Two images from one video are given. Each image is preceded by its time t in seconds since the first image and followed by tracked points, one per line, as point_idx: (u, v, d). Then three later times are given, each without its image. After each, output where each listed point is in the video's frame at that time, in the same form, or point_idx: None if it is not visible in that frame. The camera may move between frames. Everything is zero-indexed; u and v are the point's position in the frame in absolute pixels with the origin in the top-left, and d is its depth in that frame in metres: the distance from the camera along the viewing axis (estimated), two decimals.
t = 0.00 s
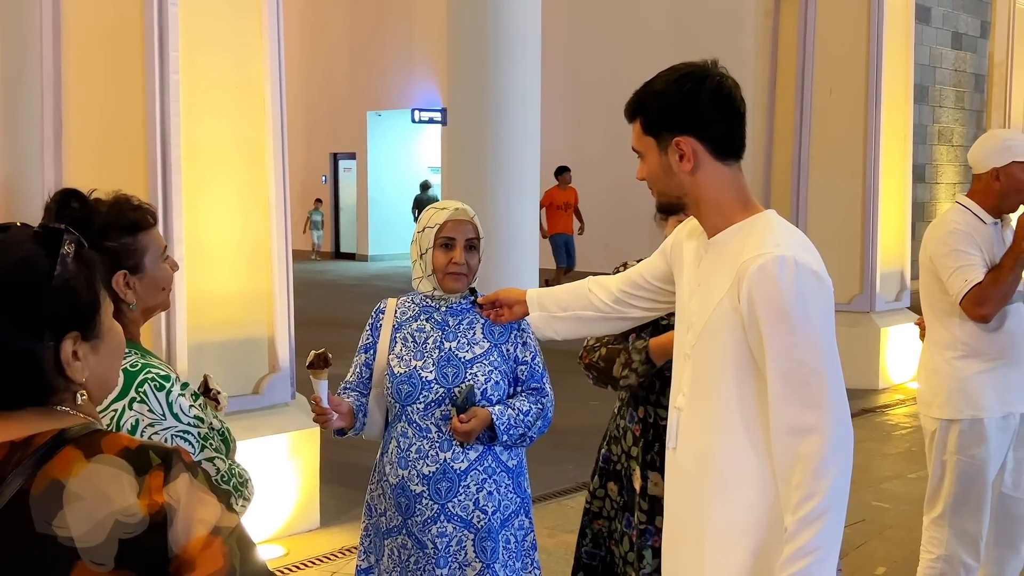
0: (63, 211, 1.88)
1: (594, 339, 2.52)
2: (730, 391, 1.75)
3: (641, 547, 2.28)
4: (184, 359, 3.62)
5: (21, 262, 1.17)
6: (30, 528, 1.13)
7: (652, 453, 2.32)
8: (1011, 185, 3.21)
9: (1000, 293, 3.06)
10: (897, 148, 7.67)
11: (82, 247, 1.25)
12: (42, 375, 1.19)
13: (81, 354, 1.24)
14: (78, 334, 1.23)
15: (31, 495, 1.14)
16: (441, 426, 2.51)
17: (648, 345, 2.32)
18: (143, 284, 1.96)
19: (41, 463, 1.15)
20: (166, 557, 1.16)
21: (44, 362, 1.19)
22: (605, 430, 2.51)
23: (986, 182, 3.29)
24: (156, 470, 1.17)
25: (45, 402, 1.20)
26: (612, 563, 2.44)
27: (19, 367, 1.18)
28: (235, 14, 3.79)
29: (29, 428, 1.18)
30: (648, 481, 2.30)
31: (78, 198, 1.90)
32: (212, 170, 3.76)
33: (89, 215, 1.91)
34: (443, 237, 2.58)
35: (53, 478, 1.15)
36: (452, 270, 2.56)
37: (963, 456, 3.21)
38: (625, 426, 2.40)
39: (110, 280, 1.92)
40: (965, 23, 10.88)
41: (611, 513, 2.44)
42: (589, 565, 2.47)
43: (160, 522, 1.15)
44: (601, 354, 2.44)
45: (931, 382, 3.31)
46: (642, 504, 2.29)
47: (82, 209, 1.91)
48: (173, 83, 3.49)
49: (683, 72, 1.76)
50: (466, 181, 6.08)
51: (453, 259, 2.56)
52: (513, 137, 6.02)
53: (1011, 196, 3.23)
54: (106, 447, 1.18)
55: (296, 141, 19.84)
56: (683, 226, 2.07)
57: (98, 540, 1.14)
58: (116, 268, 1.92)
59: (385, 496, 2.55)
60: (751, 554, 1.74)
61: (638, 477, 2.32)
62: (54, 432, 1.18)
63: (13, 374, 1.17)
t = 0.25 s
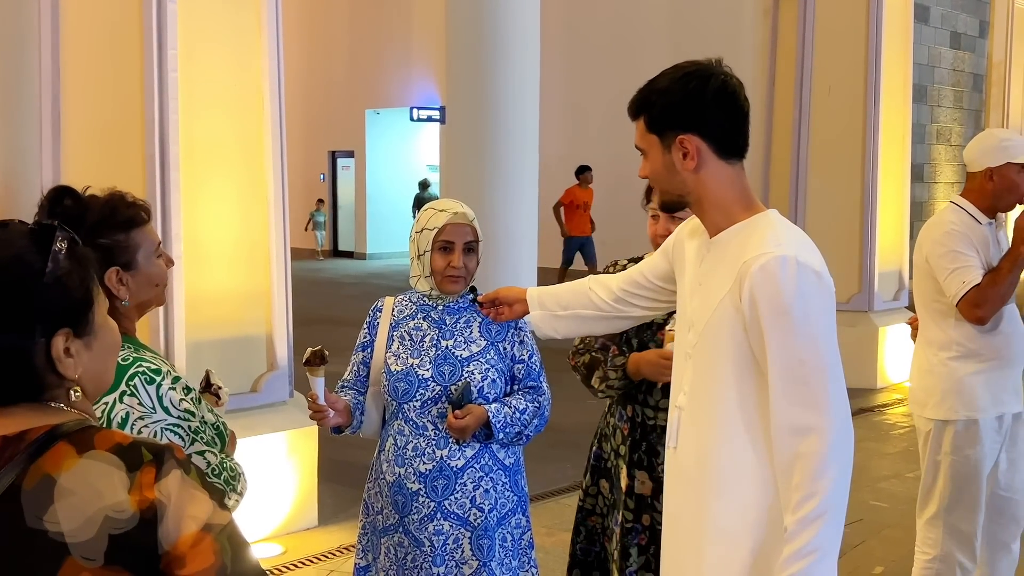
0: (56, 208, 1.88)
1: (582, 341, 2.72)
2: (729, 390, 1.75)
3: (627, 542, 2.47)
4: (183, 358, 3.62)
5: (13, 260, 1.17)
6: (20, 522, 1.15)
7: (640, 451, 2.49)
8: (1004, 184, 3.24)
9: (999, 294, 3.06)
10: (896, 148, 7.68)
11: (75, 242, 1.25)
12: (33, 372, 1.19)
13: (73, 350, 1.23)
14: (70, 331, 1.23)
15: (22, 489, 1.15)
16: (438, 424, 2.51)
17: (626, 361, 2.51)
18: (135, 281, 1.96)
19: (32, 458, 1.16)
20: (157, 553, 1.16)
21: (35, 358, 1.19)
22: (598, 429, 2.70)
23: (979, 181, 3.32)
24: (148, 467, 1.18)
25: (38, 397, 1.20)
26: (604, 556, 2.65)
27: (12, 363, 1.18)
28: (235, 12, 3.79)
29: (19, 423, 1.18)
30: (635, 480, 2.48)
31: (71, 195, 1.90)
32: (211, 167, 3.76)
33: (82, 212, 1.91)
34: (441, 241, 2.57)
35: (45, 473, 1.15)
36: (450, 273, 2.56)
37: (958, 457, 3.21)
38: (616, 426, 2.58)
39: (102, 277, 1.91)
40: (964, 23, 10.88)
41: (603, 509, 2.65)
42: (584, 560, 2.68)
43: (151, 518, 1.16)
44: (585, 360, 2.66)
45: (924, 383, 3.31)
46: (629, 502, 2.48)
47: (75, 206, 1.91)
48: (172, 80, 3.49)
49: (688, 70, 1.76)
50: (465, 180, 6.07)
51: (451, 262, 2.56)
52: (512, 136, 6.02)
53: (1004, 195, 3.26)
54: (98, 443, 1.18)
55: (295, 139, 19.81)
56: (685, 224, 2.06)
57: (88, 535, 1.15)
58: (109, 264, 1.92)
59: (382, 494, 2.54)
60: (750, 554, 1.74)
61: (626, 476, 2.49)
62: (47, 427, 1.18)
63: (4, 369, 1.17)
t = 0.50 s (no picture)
0: (57, 203, 1.89)
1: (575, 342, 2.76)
2: (732, 389, 1.74)
3: (616, 540, 2.54)
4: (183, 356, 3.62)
5: (7, 258, 1.16)
6: (13, 517, 1.15)
7: (629, 449, 2.55)
8: (1001, 184, 3.27)
9: (997, 296, 3.07)
10: (895, 148, 7.68)
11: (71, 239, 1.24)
12: (30, 370, 1.19)
13: (69, 348, 1.23)
14: (65, 328, 1.23)
15: (16, 484, 1.15)
16: (438, 422, 2.51)
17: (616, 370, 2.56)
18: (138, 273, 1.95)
19: (26, 455, 1.15)
20: (146, 551, 1.15)
21: (30, 355, 1.19)
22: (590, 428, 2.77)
23: (975, 181, 3.34)
24: (141, 465, 1.17)
25: (35, 395, 1.20)
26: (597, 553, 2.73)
27: (9, 360, 1.17)
28: (235, 10, 3.79)
29: (16, 419, 1.18)
30: (624, 478, 2.54)
31: (72, 190, 1.91)
32: (211, 165, 3.76)
33: (83, 207, 1.91)
34: (439, 239, 2.57)
35: (38, 469, 1.15)
36: (449, 271, 2.56)
37: (955, 458, 3.20)
38: (608, 424, 2.64)
39: (103, 271, 1.91)
40: (963, 23, 10.89)
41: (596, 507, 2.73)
42: (579, 558, 2.75)
43: (141, 516, 1.15)
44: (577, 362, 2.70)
45: (921, 383, 3.30)
46: (619, 500, 2.54)
47: (77, 201, 1.91)
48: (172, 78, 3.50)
49: (690, 68, 1.75)
50: (465, 179, 6.07)
51: (449, 261, 2.56)
52: (511, 135, 6.02)
53: (1000, 195, 3.28)
54: (92, 440, 1.17)
55: (295, 137, 19.80)
56: (686, 224, 2.06)
57: (79, 532, 1.15)
58: (110, 257, 1.92)
59: (381, 492, 2.54)
60: (751, 553, 1.74)
61: (615, 474, 2.55)
62: (41, 423, 1.18)
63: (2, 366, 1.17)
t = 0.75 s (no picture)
0: (69, 196, 1.90)
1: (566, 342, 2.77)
2: (734, 387, 1.75)
3: (608, 536, 2.55)
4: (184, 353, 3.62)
5: (7, 255, 1.16)
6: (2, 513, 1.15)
7: (621, 445, 2.56)
8: (1000, 183, 3.27)
9: (997, 296, 3.07)
10: (897, 147, 7.68)
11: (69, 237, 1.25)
12: (24, 368, 1.19)
13: (64, 345, 1.23)
14: (60, 326, 1.23)
15: (6, 479, 1.15)
16: (439, 420, 2.51)
17: (606, 370, 2.57)
18: (145, 269, 1.94)
19: (16, 451, 1.16)
20: (132, 547, 1.15)
21: (25, 351, 1.19)
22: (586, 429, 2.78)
23: (975, 179, 3.34)
24: (128, 462, 1.16)
25: (28, 391, 1.20)
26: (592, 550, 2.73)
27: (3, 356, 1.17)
28: (236, 6, 3.78)
29: (7, 415, 1.18)
30: (617, 474, 2.56)
31: (84, 183, 1.92)
32: (212, 162, 3.76)
33: (93, 201, 1.92)
34: (444, 229, 2.58)
35: (27, 465, 1.15)
36: (451, 263, 2.56)
37: (955, 457, 3.20)
38: (601, 422, 2.66)
39: (110, 265, 1.90)
40: (964, 21, 10.89)
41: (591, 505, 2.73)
42: (572, 556, 2.75)
43: (127, 512, 1.15)
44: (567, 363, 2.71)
45: (921, 383, 3.31)
46: (611, 496, 2.56)
47: (87, 195, 1.92)
48: (173, 75, 3.50)
49: (690, 67, 1.76)
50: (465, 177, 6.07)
51: (452, 252, 2.55)
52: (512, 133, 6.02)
53: (999, 194, 3.28)
54: (81, 437, 1.17)
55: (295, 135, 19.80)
56: (688, 222, 2.06)
57: (64, 528, 1.15)
58: (117, 252, 1.91)
59: (383, 490, 2.54)
60: (753, 552, 1.74)
61: (608, 470, 2.58)
62: (32, 420, 1.18)
63: None
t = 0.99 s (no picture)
0: (72, 195, 1.90)
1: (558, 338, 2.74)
2: (735, 385, 1.75)
3: (601, 531, 2.55)
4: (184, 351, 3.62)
5: None
6: None
7: (613, 441, 2.56)
8: (1000, 181, 3.27)
9: (996, 295, 3.07)
10: (897, 145, 7.68)
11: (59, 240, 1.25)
12: (11, 368, 1.20)
13: (51, 348, 1.24)
14: (48, 329, 1.23)
15: None
16: (440, 418, 2.51)
17: (597, 368, 2.56)
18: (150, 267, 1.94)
19: None
20: (112, 548, 1.13)
21: (10, 352, 1.20)
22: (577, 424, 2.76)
23: (975, 177, 3.34)
24: (109, 463, 1.15)
25: (14, 392, 1.21)
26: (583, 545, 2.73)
27: None
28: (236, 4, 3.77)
29: None
30: (609, 470, 2.56)
31: (88, 181, 1.92)
32: (213, 161, 3.75)
33: (97, 201, 1.91)
34: (444, 225, 2.57)
35: (9, 465, 1.15)
36: (451, 259, 2.56)
37: (954, 456, 3.21)
38: (592, 417, 2.65)
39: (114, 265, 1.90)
40: (964, 19, 10.88)
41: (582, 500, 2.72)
42: (564, 552, 2.74)
43: (106, 513, 1.13)
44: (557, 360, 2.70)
45: (920, 382, 3.31)
46: (603, 491, 2.56)
47: (91, 193, 1.92)
48: (173, 73, 3.48)
49: (691, 65, 1.75)
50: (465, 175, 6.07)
51: (453, 247, 2.55)
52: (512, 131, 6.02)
53: (998, 193, 3.28)
54: (64, 437, 1.16)
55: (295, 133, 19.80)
56: (687, 221, 2.06)
57: (45, 527, 1.13)
58: (121, 251, 1.91)
59: (384, 487, 2.54)
60: (754, 549, 1.74)
61: (600, 465, 2.57)
62: (16, 420, 1.18)
63: None
